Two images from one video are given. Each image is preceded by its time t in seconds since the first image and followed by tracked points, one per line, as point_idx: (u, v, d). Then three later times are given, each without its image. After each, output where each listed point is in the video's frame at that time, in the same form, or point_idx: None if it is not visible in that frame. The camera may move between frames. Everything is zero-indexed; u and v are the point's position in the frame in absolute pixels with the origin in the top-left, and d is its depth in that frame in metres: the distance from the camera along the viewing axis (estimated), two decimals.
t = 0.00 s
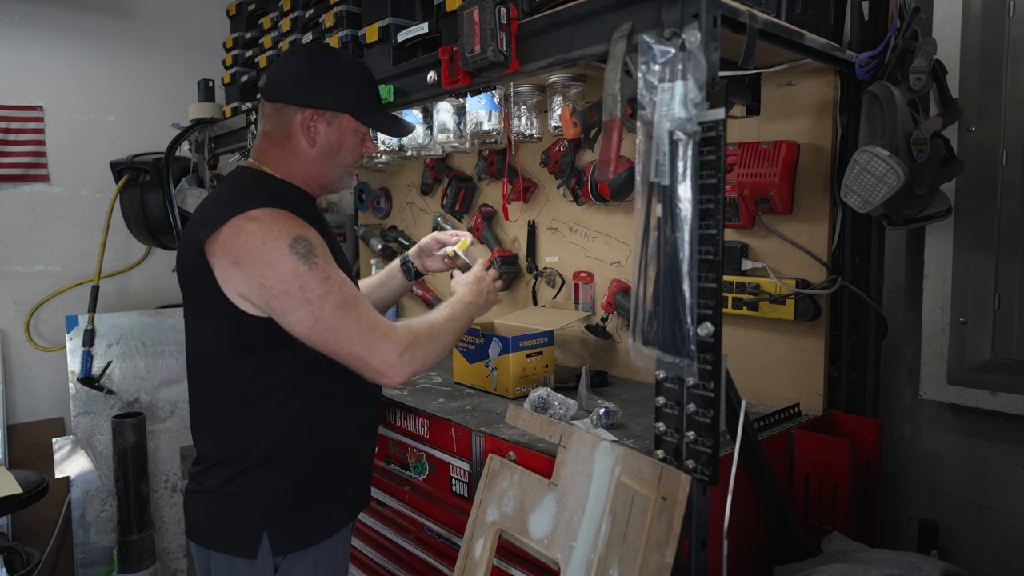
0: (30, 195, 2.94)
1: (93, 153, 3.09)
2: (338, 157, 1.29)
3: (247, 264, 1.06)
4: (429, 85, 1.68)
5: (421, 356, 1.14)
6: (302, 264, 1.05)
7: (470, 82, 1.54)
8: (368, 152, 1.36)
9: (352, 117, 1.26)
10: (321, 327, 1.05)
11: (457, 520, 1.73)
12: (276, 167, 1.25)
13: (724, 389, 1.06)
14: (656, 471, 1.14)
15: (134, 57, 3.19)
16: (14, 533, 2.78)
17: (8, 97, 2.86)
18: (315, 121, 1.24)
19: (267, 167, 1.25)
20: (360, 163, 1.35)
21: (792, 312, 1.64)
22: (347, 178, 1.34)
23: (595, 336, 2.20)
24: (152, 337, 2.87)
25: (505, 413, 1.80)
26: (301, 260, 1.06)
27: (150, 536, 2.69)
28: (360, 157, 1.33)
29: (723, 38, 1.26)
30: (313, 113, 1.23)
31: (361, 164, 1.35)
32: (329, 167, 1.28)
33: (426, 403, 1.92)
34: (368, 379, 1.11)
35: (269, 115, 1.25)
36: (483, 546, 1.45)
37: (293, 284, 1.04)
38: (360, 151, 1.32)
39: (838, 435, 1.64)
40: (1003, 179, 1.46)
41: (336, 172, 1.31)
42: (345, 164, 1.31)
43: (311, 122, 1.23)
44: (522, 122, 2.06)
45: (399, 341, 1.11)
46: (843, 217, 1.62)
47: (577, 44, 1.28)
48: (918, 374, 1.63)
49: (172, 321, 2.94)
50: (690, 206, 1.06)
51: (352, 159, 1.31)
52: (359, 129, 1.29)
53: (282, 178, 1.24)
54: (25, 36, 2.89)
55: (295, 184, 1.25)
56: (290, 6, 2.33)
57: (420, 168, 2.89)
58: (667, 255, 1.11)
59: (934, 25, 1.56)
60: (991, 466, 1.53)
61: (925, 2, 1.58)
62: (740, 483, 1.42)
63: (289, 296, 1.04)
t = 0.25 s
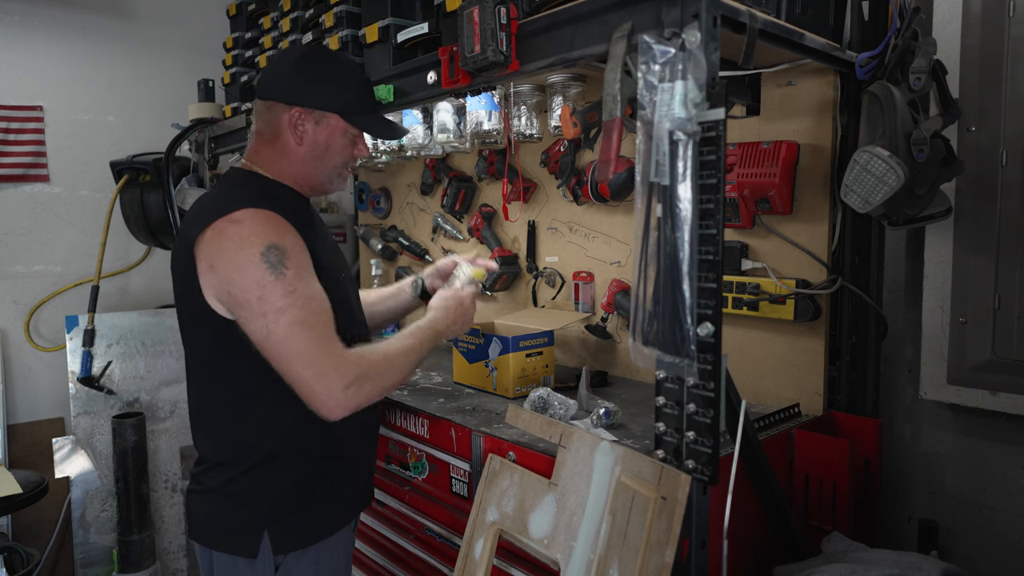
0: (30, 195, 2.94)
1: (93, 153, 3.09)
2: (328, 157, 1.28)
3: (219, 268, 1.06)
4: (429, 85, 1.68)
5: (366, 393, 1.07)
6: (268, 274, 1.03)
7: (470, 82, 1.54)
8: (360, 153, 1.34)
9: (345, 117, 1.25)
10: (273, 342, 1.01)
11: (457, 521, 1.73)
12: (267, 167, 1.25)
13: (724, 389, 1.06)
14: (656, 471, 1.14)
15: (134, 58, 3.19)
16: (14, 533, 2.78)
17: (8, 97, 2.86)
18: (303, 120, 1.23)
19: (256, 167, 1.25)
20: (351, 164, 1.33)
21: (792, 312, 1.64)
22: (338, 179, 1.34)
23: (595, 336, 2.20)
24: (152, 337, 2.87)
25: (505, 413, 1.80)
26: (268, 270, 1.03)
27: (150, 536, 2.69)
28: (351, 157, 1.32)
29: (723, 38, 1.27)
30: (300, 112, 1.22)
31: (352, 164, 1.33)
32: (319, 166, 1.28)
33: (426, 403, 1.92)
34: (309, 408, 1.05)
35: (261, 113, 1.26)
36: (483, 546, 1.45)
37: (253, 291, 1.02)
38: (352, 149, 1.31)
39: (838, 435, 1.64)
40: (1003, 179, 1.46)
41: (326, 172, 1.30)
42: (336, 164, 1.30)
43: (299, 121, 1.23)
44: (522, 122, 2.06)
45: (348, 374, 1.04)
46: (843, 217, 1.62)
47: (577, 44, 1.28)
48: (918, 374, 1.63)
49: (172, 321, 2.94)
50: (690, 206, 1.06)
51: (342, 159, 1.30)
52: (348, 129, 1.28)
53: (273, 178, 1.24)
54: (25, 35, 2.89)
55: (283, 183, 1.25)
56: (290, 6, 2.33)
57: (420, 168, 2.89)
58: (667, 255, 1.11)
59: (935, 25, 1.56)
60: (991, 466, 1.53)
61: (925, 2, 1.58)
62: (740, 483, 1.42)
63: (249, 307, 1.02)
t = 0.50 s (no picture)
0: (30, 195, 2.94)
1: (93, 153, 3.09)
2: (323, 159, 1.27)
3: (195, 270, 1.06)
4: (429, 85, 1.68)
5: (333, 412, 1.06)
6: (240, 281, 1.02)
7: (470, 82, 1.54)
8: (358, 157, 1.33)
9: (342, 121, 1.25)
10: (237, 348, 1.02)
11: (457, 520, 1.74)
12: (262, 168, 1.25)
13: (724, 390, 1.06)
14: (656, 471, 1.14)
15: (134, 57, 3.19)
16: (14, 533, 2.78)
17: (8, 97, 2.86)
18: (298, 122, 1.23)
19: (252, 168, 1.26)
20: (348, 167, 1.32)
21: (791, 312, 1.64)
22: (334, 182, 1.33)
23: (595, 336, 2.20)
24: (153, 337, 2.87)
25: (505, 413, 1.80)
26: (240, 277, 1.03)
27: (150, 536, 2.69)
28: (348, 160, 1.31)
29: (723, 38, 1.27)
30: (296, 114, 1.22)
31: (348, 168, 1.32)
32: (314, 169, 1.27)
33: (425, 403, 1.92)
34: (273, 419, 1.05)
35: (259, 113, 1.26)
36: (483, 546, 1.45)
37: (223, 296, 1.02)
38: (348, 153, 1.30)
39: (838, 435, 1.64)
40: (1003, 179, 1.46)
41: (322, 175, 1.29)
42: (332, 167, 1.29)
43: (294, 123, 1.23)
44: (522, 122, 2.06)
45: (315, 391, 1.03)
46: (843, 217, 1.62)
47: (577, 44, 1.28)
48: (918, 374, 1.63)
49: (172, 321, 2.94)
50: (690, 206, 1.06)
51: (337, 162, 1.29)
52: (344, 133, 1.27)
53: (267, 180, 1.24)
54: (25, 35, 2.89)
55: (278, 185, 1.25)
56: (290, 6, 2.33)
57: (420, 168, 2.89)
58: (667, 255, 1.11)
59: (935, 25, 1.56)
60: (991, 466, 1.53)
61: (925, 2, 1.58)
62: (740, 483, 1.42)
63: (216, 311, 1.03)
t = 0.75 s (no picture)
0: (30, 195, 2.94)
1: (93, 153, 3.09)
2: (328, 163, 1.31)
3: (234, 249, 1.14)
4: (429, 85, 1.68)
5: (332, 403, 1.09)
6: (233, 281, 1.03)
7: (470, 82, 1.54)
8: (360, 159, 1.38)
9: (347, 126, 1.28)
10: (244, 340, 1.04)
11: (457, 520, 1.74)
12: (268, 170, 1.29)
13: (724, 390, 1.06)
14: (656, 471, 1.14)
15: (134, 57, 3.19)
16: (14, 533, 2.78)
17: (8, 97, 2.86)
18: (305, 129, 1.26)
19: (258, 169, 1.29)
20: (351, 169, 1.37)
21: (792, 312, 1.64)
22: (338, 182, 1.37)
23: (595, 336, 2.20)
24: (153, 337, 2.87)
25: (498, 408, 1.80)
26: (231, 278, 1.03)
27: (150, 536, 2.69)
28: (351, 162, 1.35)
29: (723, 38, 1.27)
30: (303, 121, 1.25)
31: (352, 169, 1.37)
32: (320, 173, 1.31)
33: (425, 403, 1.92)
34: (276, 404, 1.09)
35: (263, 117, 1.29)
36: (483, 546, 1.45)
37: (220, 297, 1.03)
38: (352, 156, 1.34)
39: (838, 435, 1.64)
40: (1003, 178, 1.46)
41: (326, 177, 1.34)
42: (337, 170, 1.33)
43: (301, 130, 1.26)
44: (522, 122, 2.06)
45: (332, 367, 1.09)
46: (844, 217, 1.62)
47: (577, 44, 1.28)
48: (918, 374, 1.63)
49: (172, 321, 2.94)
50: (690, 206, 1.06)
51: (342, 165, 1.33)
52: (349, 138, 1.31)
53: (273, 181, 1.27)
54: (24, 35, 2.89)
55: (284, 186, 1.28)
56: (290, 6, 2.33)
57: (420, 168, 2.89)
58: (667, 255, 1.11)
59: (935, 25, 1.56)
60: (991, 466, 1.53)
61: (925, 2, 1.58)
62: (740, 483, 1.42)
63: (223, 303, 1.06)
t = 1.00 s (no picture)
0: (30, 195, 2.94)
1: (93, 153, 3.09)
2: (330, 162, 1.32)
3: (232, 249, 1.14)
4: (429, 85, 1.68)
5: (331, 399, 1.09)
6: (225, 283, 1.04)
7: (470, 82, 1.54)
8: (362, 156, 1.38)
9: (349, 125, 1.28)
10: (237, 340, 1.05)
11: (456, 520, 1.74)
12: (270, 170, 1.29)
13: (724, 389, 1.06)
14: (656, 471, 1.14)
15: (134, 57, 3.19)
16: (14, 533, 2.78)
17: (8, 97, 2.86)
18: (306, 129, 1.26)
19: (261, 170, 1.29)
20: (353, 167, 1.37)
21: (792, 312, 1.64)
22: (341, 181, 1.37)
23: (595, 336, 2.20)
24: (152, 337, 2.87)
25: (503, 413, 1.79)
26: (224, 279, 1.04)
27: (150, 536, 2.69)
28: (354, 161, 1.36)
29: (723, 38, 1.27)
30: (304, 122, 1.25)
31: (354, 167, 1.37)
32: (323, 172, 1.32)
33: (426, 403, 1.92)
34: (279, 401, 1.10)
35: (264, 119, 1.28)
36: (483, 546, 1.45)
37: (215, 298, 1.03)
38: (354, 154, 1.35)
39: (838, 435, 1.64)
40: (1003, 179, 1.46)
41: (329, 176, 1.34)
42: (339, 169, 1.34)
43: (303, 130, 1.26)
44: (522, 122, 2.06)
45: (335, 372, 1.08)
46: (843, 217, 1.62)
47: (577, 44, 1.28)
48: (918, 374, 1.63)
49: (172, 321, 2.94)
50: (690, 206, 1.06)
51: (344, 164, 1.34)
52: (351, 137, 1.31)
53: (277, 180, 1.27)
54: (24, 35, 2.89)
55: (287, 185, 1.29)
56: (290, 6, 2.33)
57: (420, 168, 2.89)
58: (667, 255, 1.11)
59: (935, 25, 1.56)
60: (991, 466, 1.53)
61: (925, 2, 1.58)
62: (740, 483, 1.42)
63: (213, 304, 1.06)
